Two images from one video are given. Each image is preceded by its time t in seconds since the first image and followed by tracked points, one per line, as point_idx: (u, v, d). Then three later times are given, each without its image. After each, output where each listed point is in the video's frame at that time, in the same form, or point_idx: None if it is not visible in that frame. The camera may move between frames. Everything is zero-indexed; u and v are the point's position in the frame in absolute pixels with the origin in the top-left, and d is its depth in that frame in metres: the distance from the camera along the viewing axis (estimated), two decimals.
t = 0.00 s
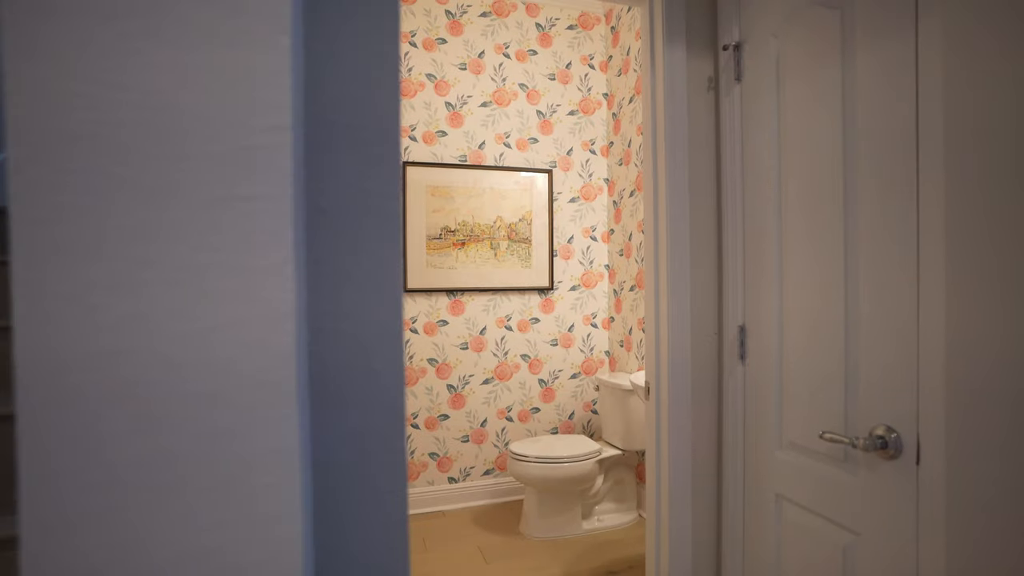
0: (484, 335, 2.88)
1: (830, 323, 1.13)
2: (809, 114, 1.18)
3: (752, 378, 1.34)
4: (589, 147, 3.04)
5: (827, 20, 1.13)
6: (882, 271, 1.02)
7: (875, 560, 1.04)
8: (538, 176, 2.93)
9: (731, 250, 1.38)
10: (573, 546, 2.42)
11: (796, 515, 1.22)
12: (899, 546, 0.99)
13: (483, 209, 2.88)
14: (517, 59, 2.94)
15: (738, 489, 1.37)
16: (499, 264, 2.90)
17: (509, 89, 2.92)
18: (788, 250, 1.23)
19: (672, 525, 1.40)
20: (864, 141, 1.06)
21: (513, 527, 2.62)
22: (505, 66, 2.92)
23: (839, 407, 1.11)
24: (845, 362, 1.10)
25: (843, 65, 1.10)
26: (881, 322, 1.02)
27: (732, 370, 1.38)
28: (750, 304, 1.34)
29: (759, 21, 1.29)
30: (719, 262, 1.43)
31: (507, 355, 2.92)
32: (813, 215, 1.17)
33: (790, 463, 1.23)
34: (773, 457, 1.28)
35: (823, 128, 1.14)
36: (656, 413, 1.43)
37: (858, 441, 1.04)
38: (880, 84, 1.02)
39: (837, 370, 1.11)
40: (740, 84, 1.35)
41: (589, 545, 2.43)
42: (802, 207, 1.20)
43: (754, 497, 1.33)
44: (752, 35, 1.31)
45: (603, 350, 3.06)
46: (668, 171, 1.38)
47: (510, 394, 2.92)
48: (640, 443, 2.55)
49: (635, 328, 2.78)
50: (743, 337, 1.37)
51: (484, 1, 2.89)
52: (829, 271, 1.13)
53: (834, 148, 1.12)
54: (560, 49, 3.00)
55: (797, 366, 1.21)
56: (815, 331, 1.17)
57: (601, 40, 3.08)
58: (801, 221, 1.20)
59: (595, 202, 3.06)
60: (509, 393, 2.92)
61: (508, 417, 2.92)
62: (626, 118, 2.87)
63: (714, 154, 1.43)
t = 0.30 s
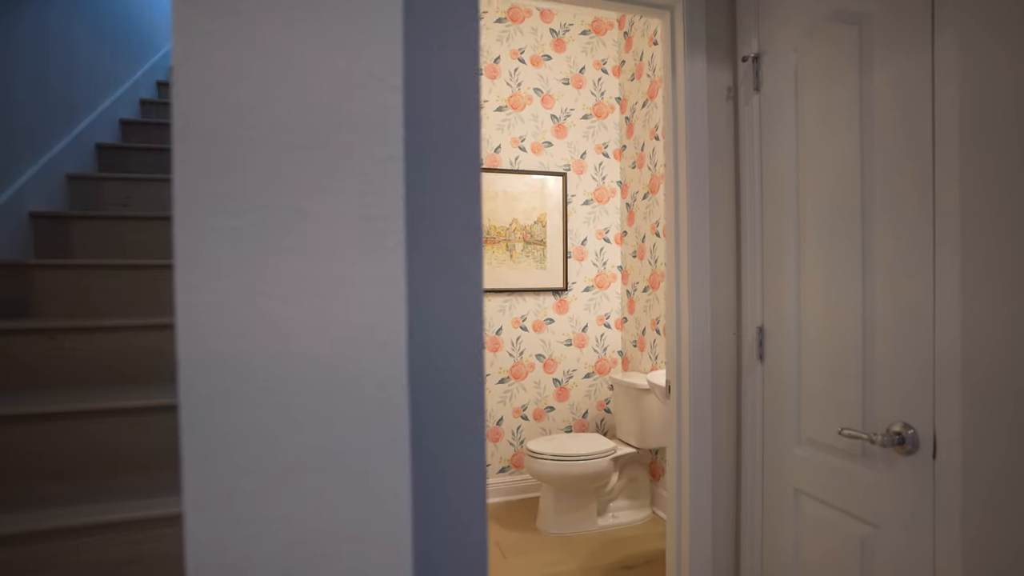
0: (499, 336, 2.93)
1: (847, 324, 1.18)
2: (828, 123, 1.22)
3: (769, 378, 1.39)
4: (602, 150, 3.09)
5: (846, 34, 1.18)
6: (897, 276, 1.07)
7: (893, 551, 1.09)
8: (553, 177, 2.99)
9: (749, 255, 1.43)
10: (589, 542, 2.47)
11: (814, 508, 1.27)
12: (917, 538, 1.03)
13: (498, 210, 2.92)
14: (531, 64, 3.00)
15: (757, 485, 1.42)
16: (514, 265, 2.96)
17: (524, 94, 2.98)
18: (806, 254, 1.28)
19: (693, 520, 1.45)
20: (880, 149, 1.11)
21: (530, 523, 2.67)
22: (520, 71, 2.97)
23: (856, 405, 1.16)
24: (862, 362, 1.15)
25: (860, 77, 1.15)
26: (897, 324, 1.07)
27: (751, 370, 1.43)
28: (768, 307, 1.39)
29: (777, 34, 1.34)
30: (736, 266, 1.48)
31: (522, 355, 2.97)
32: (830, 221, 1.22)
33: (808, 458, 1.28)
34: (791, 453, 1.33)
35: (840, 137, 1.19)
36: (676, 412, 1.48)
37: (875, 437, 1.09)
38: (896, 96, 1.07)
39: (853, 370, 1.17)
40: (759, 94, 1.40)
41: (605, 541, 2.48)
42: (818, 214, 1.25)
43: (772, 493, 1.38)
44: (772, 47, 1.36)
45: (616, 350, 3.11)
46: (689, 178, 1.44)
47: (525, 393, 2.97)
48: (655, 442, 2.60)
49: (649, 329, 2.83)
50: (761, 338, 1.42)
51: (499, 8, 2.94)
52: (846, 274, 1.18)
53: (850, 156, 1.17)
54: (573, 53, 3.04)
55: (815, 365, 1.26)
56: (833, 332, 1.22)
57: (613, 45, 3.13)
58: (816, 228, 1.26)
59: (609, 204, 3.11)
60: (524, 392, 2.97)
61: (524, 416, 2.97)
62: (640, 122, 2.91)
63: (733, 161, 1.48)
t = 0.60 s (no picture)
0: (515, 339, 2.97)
1: (868, 331, 1.22)
2: (849, 137, 1.27)
3: (791, 383, 1.44)
4: (617, 155, 3.13)
5: (868, 51, 1.22)
6: (919, 285, 1.11)
7: (916, 552, 1.13)
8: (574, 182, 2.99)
9: (772, 264, 1.48)
10: (606, 543, 2.52)
11: (836, 510, 1.31)
12: (941, 540, 1.07)
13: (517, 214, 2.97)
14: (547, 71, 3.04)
15: (779, 487, 1.46)
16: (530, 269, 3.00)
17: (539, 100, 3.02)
18: (827, 263, 1.33)
19: (715, 521, 1.50)
20: (901, 164, 1.15)
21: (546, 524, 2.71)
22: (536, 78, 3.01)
23: (879, 411, 1.20)
24: (883, 368, 1.19)
25: (882, 93, 1.19)
26: (919, 332, 1.11)
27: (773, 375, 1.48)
28: (789, 314, 1.44)
29: (800, 49, 1.38)
30: (759, 273, 1.53)
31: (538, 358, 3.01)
32: (852, 232, 1.26)
33: (831, 462, 1.32)
34: (813, 456, 1.37)
35: (862, 151, 1.23)
36: (699, 416, 1.53)
37: (899, 442, 1.13)
38: (916, 113, 1.11)
39: (875, 376, 1.21)
40: (781, 107, 1.45)
41: (622, 542, 2.52)
42: (841, 225, 1.29)
43: (794, 496, 1.42)
44: (794, 61, 1.40)
45: (630, 353, 3.15)
46: (711, 188, 1.48)
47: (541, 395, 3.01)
48: (670, 443, 2.65)
49: (664, 332, 2.88)
50: (783, 345, 1.46)
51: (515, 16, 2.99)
52: (867, 283, 1.23)
53: (873, 169, 1.21)
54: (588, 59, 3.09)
55: (836, 370, 1.31)
56: (854, 339, 1.26)
57: (627, 51, 3.17)
58: (839, 237, 1.30)
59: (624, 208, 3.15)
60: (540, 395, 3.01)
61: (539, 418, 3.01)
62: (654, 127, 2.96)
63: (754, 171, 1.52)
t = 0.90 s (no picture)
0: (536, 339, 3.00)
1: (899, 333, 1.24)
2: (879, 141, 1.28)
3: (818, 384, 1.46)
4: (635, 157, 3.16)
5: (899, 58, 1.23)
6: (951, 289, 1.13)
7: (948, 551, 1.14)
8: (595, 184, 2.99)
9: (799, 266, 1.50)
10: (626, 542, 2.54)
11: (865, 510, 1.33)
12: (975, 539, 1.09)
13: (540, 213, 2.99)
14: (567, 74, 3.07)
15: (806, 487, 1.49)
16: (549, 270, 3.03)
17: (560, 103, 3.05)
18: (856, 266, 1.35)
19: (742, 519, 1.52)
20: (933, 169, 1.17)
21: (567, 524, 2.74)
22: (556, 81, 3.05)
23: (909, 412, 1.22)
24: (914, 371, 1.21)
25: (914, 99, 1.20)
26: (952, 334, 1.13)
27: (800, 376, 1.50)
28: (817, 316, 1.45)
29: (829, 56, 1.40)
30: (786, 275, 1.55)
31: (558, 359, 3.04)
32: (882, 236, 1.28)
33: (860, 462, 1.34)
34: (841, 456, 1.39)
35: (893, 156, 1.25)
36: (726, 416, 1.55)
37: (931, 443, 1.15)
38: (948, 119, 1.13)
39: (906, 378, 1.23)
40: (808, 112, 1.47)
41: (642, 541, 2.55)
42: (871, 228, 1.31)
43: (822, 495, 1.45)
44: (822, 67, 1.42)
45: (648, 353, 3.17)
46: (739, 192, 1.51)
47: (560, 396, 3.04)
48: (690, 443, 2.67)
49: (683, 332, 2.90)
50: (810, 346, 1.48)
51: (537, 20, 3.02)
52: (897, 286, 1.25)
53: (904, 174, 1.23)
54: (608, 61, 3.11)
55: (865, 371, 1.33)
56: (884, 341, 1.28)
57: (645, 53, 3.19)
58: (869, 240, 1.31)
59: (642, 209, 3.17)
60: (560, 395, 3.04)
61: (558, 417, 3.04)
62: (673, 129, 2.98)
63: (781, 175, 1.54)
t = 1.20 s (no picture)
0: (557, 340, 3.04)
1: (930, 334, 1.26)
2: (910, 145, 1.30)
3: (847, 385, 1.47)
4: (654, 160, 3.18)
5: (931, 63, 1.25)
6: (985, 291, 1.14)
7: (981, 550, 1.16)
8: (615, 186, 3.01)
9: (827, 268, 1.51)
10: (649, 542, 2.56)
11: (896, 509, 1.35)
12: (1009, 538, 1.10)
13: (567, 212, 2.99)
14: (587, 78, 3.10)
15: (835, 487, 1.50)
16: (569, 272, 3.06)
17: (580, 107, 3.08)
18: (886, 268, 1.36)
19: (771, 519, 1.54)
20: (966, 172, 1.18)
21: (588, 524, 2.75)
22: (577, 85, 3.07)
23: (941, 412, 1.24)
24: (946, 372, 1.22)
25: (946, 103, 1.22)
26: (985, 336, 1.14)
27: (828, 377, 1.52)
28: (846, 317, 1.47)
29: (858, 61, 1.42)
30: (813, 277, 1.56)
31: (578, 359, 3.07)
32: (913, 238, 1.29)
33: (890, 462, 1.36)
34: (871, 456, 1.41)
35: (924, 159, 1.27)
36: (753, 416, 1.57)
37: (964, 443, 1.16)
38: (981, 122, 1.14)
39: (938, 380, 1.24)
40: (838, 116, 1.48)
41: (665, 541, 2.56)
42: (901, 231, 1.32)
43: (851, 494, 1.46)
44: (851, 72, 1.44)
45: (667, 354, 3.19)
46: (768, 196, 1.53)
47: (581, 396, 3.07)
48: (712, 444, 2.68)
49: (704, 333, 2.91)
50: (838, 347, 1.50)
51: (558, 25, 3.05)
52: (927, 288, 1.26)
53: (936, 177, 1.24)
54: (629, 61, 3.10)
55: (895, 372, 1.34)
56: (915, 343, 1.29)
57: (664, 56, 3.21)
58: (899, 242, 1.33)
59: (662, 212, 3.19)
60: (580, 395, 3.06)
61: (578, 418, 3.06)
62: (693, 131, 2.99)
63: (809, 178, 1.56)
